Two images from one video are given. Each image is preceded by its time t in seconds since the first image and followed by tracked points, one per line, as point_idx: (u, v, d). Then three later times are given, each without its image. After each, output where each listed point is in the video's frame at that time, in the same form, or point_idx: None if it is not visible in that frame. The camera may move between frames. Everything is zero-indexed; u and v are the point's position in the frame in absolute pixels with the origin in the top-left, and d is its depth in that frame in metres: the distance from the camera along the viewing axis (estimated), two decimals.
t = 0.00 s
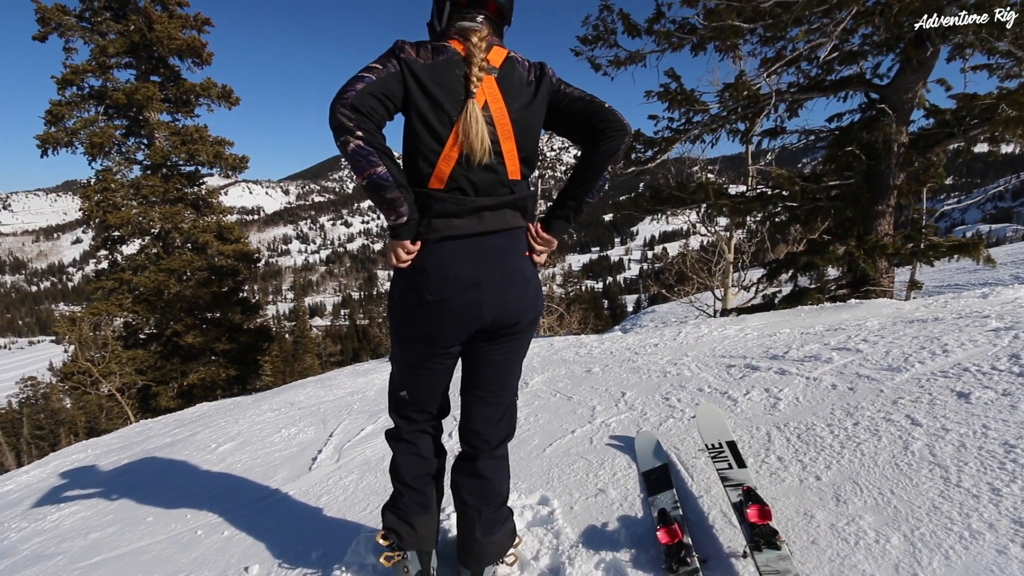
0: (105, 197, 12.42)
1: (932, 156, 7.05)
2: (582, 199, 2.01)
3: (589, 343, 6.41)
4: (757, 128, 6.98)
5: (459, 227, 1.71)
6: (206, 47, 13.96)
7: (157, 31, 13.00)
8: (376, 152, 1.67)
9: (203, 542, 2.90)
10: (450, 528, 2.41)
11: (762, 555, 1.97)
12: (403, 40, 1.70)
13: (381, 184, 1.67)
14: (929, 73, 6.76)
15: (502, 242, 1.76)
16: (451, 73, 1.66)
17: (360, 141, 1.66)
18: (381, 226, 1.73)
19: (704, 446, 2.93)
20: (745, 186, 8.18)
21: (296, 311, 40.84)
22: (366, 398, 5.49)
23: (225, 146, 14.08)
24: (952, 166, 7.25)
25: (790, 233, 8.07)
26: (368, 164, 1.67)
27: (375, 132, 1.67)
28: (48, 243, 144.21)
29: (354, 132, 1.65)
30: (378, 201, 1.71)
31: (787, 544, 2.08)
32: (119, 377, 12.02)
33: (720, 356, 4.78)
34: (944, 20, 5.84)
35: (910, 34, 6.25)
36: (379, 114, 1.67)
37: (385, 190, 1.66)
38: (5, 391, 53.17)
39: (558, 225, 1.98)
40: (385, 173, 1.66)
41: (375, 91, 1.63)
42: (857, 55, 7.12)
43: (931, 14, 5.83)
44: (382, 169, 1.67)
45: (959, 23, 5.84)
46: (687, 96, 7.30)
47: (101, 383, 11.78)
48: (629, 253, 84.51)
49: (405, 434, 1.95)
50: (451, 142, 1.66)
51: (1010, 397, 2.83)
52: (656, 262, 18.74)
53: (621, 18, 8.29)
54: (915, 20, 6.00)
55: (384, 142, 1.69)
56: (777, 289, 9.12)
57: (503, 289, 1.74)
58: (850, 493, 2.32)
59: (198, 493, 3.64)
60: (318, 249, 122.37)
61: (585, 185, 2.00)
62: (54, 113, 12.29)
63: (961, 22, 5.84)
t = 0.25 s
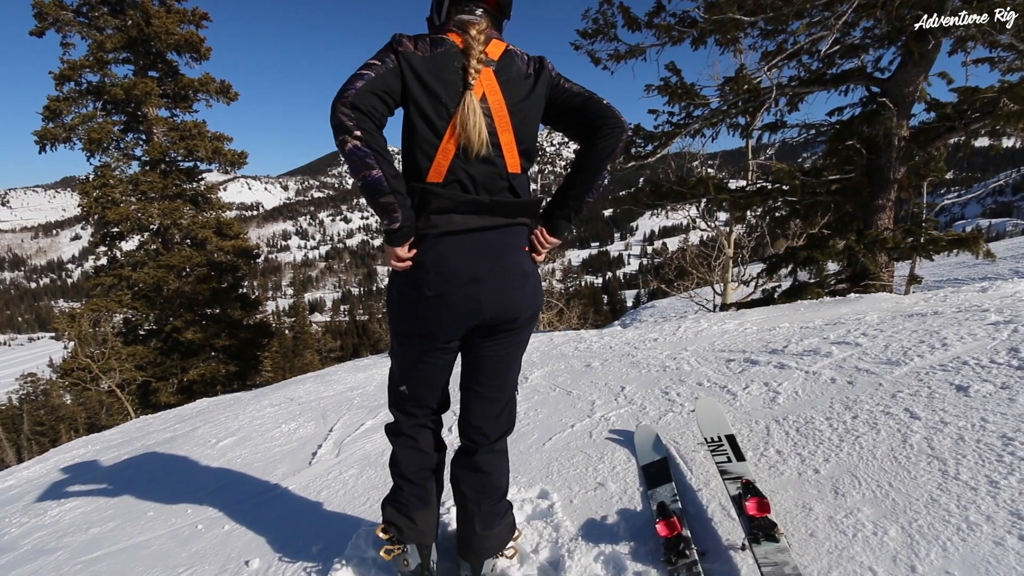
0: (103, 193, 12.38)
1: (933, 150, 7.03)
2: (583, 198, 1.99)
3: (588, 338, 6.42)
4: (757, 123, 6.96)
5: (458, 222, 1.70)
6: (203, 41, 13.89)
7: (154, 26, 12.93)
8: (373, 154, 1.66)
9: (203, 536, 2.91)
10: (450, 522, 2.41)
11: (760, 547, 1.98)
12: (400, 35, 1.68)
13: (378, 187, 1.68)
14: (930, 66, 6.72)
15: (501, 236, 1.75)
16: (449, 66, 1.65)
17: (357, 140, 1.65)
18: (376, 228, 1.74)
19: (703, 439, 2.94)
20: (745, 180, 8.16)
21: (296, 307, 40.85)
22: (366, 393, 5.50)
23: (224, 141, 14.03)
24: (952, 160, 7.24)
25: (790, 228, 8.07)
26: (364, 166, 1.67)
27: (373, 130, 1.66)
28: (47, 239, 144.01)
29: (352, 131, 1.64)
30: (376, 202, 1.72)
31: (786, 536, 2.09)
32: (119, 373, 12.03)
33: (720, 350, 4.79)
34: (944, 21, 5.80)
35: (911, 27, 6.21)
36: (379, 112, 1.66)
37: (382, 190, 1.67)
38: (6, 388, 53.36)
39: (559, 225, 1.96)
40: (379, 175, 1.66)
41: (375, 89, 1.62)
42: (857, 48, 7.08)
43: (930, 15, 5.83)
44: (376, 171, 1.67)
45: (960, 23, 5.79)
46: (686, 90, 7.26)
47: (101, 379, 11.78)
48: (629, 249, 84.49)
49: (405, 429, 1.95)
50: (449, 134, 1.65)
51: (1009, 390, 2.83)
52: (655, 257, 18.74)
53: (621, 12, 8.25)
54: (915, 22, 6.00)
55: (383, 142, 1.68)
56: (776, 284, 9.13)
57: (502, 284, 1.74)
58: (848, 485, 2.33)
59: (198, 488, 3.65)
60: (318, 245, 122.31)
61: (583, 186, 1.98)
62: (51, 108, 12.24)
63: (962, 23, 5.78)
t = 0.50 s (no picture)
0: (101, 186, 12.32)
1: (934, 145, 7.01)
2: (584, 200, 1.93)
3: (587, 332, 6.42)
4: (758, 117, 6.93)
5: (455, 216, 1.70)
6: (201, 32, 13.78)
7: (151, 17, 12.81)
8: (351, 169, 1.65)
9: (203, 528, 2.91)
10: (449, 515, 2.42)
11: (759, 540, 1.98)
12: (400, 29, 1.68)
13: (349, 203, 1.68)
14: (932, 61, 6.68)
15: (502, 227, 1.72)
16: (445, 55, 1.64)
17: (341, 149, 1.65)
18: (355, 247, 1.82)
19: (703, 434, 2.94)
20: (746, 175, 8.13)
21: (295, 300, 40.82)
22: (365, 387, 5.50)
23: (222, 134, 13.96)
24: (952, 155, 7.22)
25: (790, 223, 8.05)
26: (339, 177, 1.67)
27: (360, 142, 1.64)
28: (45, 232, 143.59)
29: (338, 142, 1.64)
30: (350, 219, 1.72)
31: (785, 530, 2.09)
32: (118, 366, 12.02)
33: (719, 345, 4.79)
34: (943, 21, 5.85)
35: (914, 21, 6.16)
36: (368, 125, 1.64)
37: (354, 208, 1.67)
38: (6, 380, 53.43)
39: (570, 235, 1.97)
40: (348, 191, 1.66)
41: (369, 97, 1.61)
42: (859, 42, 7.04)
43: (931, 15, 5.97)
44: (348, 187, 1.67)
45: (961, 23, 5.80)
46: (687, 84, 7.22)
47: (100, 371, 11.78)
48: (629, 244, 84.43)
49: (404, 424, 1.95)
50: (446, 121, 1.64)
51: (1008, 385, 2.84)
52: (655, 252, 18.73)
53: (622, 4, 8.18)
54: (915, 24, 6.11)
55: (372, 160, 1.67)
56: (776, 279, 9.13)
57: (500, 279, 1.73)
58: (847, 480, 2.34)
59: (197, 481, 3.65)
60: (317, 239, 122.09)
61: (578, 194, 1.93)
62: (48, 100, 12.15)
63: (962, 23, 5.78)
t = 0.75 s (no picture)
0: (103, 184, 12.32)
1: (938, 140, 6.96)
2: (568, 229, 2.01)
3: (589, 329, 6.42)
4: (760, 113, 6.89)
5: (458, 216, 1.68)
6: (202, 31, 13.77)
7: (152, 15, 12.80)
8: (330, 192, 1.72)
9: (206, 526, 2.92)
10: (452, 512, 2.42)
11: (762, 537, 1.98)
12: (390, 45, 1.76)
13: (328, 225, 1.76)
14: (936, 55, 6.64)
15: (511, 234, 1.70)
16: (441, 53, 1.68)
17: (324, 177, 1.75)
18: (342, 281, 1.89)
19: (705, 430, 2.94)
20: (748, 171, 8.10)
21: (297, 299, 40.89)
22: (367, 384, 5.51)
23: (223, 132, 13.96)
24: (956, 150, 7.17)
25: (792, 219, 8.02)
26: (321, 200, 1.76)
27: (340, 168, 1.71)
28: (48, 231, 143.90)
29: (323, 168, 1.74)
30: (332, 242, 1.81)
31: (787, 526, 2.09)
32: (122, 364, 12.06)
33: (721, 341, 4.78)
34: (944, 20, 5.90)
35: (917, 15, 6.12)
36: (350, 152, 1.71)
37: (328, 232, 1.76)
38: (10, 379, 53.73)
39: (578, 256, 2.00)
40: (325, 215, 1.75)
41: (354, 120, 1.69)
42: (863, 37, 6.99)
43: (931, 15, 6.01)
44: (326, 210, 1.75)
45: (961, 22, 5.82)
46: (689, 80, 7.19)
47: (104, 370, 11.82)
48: (630, 241, 84.28)
49: (405, 424, 1.95)
50: (448, 110, 1.64)
51: (1012, 381, 2.82)
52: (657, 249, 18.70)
53: None
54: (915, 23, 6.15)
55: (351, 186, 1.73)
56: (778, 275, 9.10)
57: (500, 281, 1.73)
58: (850, 476, 2.33)
59: (200, 479, 3.66)
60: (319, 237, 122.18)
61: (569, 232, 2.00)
62: (50, 99, 12.15)
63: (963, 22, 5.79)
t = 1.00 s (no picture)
0: (103, 182, 12.31)
1: (938, 140, 6.96)
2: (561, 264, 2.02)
3: (589, 328, 6.42)
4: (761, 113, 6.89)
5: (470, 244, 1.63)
6: (202, 29, 13.75)
7: (152, 13, 12.78)
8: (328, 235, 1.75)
9: (206, 523, 2.93)
10: (452, 510, 2.42)
11: (762, 535, 1.98)
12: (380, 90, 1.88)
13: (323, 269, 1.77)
14: (937, 55, 6.63)
15: (524, 265, 1.67)
16: (432, 72, 1.78)
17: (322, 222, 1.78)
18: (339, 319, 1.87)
19: (705, 429, 2.95)
20: (748, 171, 8.10)
21: (297, 297, 40.88)
22: (367, 382, 5.51)
23: (223, 130, 13.95)
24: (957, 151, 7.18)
25: (792, 219, 8.03)
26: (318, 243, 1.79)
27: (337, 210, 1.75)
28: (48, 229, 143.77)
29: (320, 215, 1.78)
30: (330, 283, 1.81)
31: (787, 525, 2.09)
32: (121, 362, 12.06)
33: (721, 341, 4.79)
34: (943, 21, 5.91)
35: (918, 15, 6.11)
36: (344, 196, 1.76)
37: (325, 274, 1.76)
38: (10, 376, 53.78)
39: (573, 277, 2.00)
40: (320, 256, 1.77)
41: (351, 163, 1.77)
42: (863, 37, 6.98)
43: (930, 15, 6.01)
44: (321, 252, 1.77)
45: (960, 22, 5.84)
46: (689, 79, 7.18)
47: (104, 368, 11.82)
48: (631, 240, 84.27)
49: (406, 427, 1.95)
50: (446, 107, 1.66)
51: (1012, 381, 2.83)
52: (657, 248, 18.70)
53: None
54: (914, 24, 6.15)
55: (355, 230, 1.77)
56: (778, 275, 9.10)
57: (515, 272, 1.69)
58: (850, 476, 2.33)
59: (200, 476, 3.67)
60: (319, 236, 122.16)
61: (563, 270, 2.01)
62: (50, 96, 12.13)
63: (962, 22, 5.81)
